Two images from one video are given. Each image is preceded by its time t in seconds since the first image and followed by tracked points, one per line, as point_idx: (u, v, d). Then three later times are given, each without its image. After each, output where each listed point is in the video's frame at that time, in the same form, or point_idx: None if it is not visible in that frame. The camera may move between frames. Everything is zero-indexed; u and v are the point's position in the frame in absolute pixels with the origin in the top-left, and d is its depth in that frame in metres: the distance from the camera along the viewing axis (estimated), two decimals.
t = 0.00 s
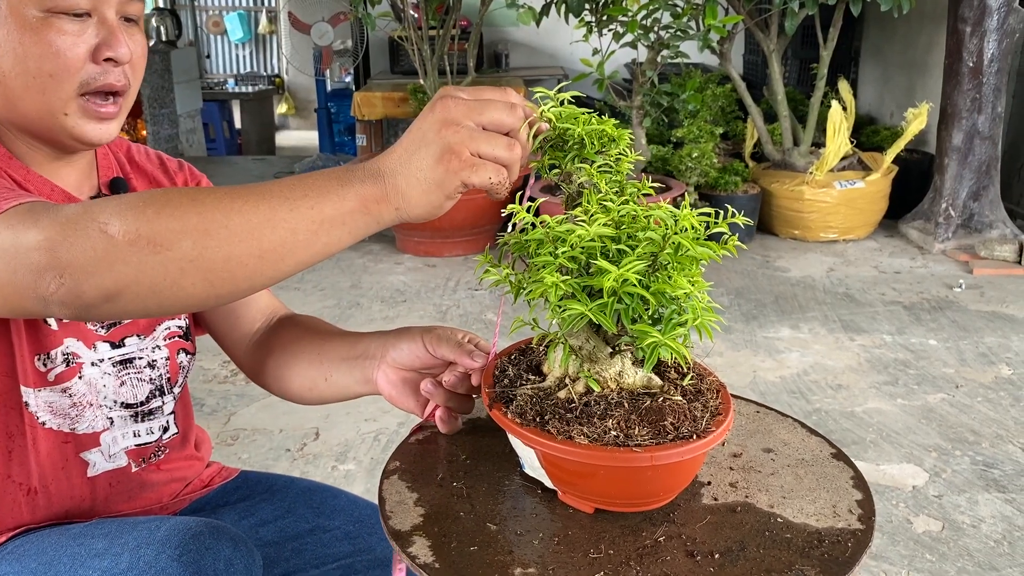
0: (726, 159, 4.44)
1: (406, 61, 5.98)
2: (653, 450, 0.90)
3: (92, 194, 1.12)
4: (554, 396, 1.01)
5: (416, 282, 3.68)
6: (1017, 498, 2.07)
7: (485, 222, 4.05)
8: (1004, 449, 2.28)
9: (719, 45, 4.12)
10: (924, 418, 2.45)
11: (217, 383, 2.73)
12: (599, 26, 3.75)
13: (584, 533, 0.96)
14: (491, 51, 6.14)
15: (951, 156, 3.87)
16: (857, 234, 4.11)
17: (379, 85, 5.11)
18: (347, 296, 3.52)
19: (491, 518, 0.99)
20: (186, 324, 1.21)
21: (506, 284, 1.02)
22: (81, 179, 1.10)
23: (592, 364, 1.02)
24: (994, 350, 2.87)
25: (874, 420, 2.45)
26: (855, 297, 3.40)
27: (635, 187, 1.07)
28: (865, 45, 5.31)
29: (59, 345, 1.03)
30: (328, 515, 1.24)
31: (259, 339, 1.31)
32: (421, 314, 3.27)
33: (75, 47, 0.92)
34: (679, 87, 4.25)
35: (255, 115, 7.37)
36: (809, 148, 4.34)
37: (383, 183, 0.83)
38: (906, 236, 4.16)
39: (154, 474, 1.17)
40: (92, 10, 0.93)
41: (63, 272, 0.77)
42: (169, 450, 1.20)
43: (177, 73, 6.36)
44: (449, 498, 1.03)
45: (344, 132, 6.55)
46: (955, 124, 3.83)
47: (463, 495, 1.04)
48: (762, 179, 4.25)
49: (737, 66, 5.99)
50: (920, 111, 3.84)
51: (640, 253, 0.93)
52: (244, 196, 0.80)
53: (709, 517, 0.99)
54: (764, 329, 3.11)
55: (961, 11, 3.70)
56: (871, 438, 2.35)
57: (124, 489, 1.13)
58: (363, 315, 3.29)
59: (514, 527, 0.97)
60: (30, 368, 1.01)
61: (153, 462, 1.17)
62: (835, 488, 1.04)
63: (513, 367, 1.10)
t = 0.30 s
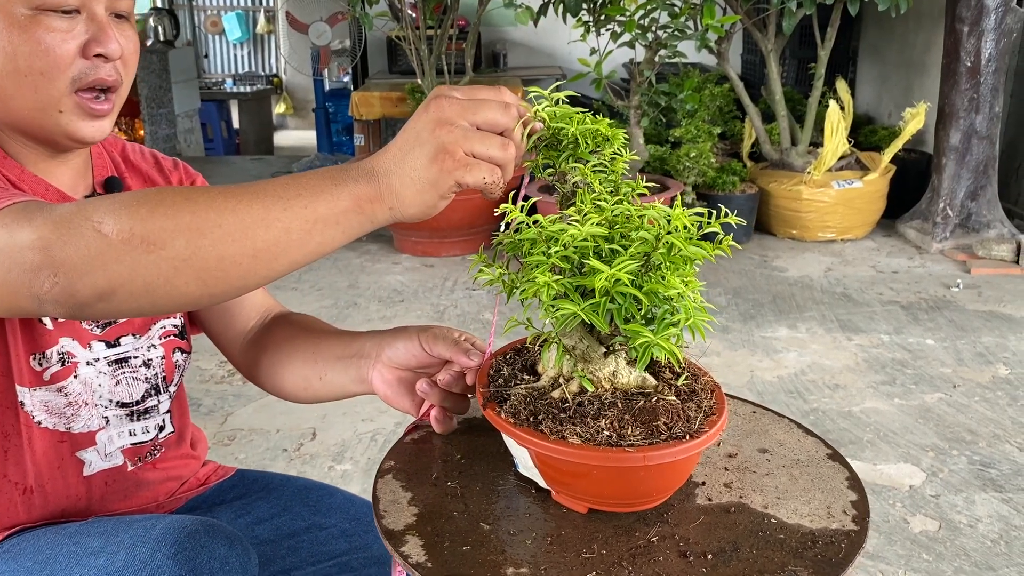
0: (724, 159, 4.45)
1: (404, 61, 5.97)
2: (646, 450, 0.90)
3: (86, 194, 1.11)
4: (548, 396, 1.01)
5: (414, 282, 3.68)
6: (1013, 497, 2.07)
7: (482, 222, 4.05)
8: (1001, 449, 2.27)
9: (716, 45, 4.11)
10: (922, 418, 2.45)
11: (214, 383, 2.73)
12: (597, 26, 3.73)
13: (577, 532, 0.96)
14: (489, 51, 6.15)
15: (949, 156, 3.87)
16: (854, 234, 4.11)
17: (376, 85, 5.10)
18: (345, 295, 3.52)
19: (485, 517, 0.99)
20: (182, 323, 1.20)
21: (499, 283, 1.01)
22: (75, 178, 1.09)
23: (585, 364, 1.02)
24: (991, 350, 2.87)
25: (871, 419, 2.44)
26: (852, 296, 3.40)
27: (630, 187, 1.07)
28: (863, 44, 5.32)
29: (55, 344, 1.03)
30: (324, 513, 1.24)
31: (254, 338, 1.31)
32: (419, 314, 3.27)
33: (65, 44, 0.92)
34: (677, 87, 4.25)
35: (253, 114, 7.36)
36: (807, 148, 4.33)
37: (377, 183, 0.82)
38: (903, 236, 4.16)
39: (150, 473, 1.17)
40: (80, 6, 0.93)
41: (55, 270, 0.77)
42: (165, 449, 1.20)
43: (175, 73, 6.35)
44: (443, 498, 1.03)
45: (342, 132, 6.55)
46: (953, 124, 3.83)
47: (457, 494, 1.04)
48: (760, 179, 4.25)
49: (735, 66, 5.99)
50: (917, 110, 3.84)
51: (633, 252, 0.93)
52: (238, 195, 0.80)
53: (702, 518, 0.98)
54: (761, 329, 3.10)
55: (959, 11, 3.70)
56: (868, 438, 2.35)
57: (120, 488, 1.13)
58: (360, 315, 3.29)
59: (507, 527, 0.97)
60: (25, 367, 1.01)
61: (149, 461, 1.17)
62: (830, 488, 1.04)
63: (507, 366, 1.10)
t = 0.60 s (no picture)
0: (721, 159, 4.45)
1: (402, 60, 5.97)
2: (639, 449, 0.90)
3: (80, 190, 1.10)
4: (542, 395, 1.01)
5: (412, 282, 3.67)
6: (1011, 497, 2.07)
7: (479, 222, 4.04)
8: (998, 448, 2.27)
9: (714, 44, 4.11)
10: (919, 417, 2.45)
11: (211, 383, 2.73)
12: (595, 25, 3.72)
13: (570, 531, 0.96)
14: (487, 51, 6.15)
15: (946, 155, 3.88)
16: (852, 234, 4.11)
17: (374, 85, 5.10)
18: (342, 295, 3.52)
19: (478, 516, 0.98)
20: (176, 319, 1.19)
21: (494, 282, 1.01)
22: (68, 174, 1.09)
23: (579, 363, 1.01)
24: (988, 349, 2.87)
25: (869, 419, 2.44)
26: (850, 296, 3.40)
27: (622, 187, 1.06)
28: (861, 44, 5.33)
29: (52, 343, 1.03)
30: (320, 509, 1.24)
31: (250, 332, 1.31)
32: (416, 314, 3.27)
33: (50, 35, 0.92)
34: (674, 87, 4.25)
35: (251, 115, 7.35)
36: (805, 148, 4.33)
37: (366, 180, 0.82)
38: (901, 235, 4.16)
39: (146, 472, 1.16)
40: None
41: (44, 272, 0.77)
42: (161, 447, 1.19)
43: (173, 73, 6.34)
44: (437, 496, 1.03)
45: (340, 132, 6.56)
46: (950, 123, 3.83)
47: (451, 493, 1.03)
48: (758, 178, 4.25)
49: (733, 66, 6.00)
50: (915, 110, 3.84)
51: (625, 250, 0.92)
52: (225, 195, 0.79)
53: (695, 517, 0.98)
54: (758, 329, 3.10)
55: (956, 11, 3.70)
56: (865, 437, 2.35)
57: (117, 485, 1.12)
58: (357, 315, 3.29)
59: (499, 526, 0.97)
60: (22, 366, 1.01)
61: (145, 458, 1.16)
62: (825, 488, 1.04)
63: (502, 365, 1.10)
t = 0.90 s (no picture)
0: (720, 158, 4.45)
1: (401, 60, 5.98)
2: (636, 449, 0.90)
3: (79, 185, 1.11)
4: (541, 395, 1.00)
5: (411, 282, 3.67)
6: (1009, 496, 2.07)
7: (478, 222, 4.03)
8: (996, 447, 2.28)
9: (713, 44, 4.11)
10: (917, 417, 2.45)
11: (209, 383, 2.72)
12: (594, 25, 3.72)
13: (566, 531, 0.96)
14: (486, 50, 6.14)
15: (944, 155, 3.88)
16: (850, 234, 4.11)
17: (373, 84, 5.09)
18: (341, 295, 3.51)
19: (472, 516, 0.98)
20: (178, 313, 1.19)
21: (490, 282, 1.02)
22: (68, 169, 1.09)
23: (576, 362, 1.01)
24: (987, 349, 2.87)
25: (867, 418, 2.44)
26: (848, 296, 3.40)
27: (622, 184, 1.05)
28: (860, 44, 5.33)
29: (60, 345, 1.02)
30: (319, 508, 1.23)
31: (264, 308, 1.25)
32: (415, 314, 3.27)
33: (35, 22, 0.90)
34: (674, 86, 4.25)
35: (249, 114, 7.34)
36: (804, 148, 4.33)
37: (311, 184, 0.68)
38: (899, 235, 4.16)
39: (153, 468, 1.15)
40: None
41: None
42: (167, 442, 1.18)
43: (171, 72, 6.32)
44: (434, 496, 1.02)
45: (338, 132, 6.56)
46: (948, 123, 3.83)
47: (447, 495, 1.03)
48: (756, 178, 4.25)
49: (732, 66, 6.00)
50: (914, 110, 3.84)
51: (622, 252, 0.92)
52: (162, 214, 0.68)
53: (693, 517, 0.98)
54: (757, 329, 3.10)
55: (955, 10, 3.70)
56: (864, 437, 2.35)
57: (125, 483, 1.11)
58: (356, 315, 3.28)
59: (496, 526, 0.96)
60: (31, 368, 1.00)
61: (151, 455, 1.15)
62: (822, 488, 1.04)
63: (500, 365, 1.10)
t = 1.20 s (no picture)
0: (718, 158, 4.46)
1: (399, 60, 5.98)
2: (633, 447, 0.90)
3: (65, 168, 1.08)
4: (536, 395, 1.00)
5: (408, 281, 3.67)
6: (1006, 495, 2.07)
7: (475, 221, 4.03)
8: (994, 447, 2.28)
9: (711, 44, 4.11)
10: (915, 416, 2.45)
11: (207, 382, 2.72)
12: (591, 25, 3.72)
13: (564, 530, 0.96)
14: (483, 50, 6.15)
15: (942, 154, 3.88)
16: (849, 233, 4.11)
17: (372, 84, 5.09)
18: (339, 294, 3.51)
19: (472, 516, 0.98)
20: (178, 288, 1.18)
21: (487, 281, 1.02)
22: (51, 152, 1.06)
23: (572, 361, 1.01)
24: (984, 348, 2.87)
25: (865, 418, 2.44)
26: (846, 295, 3.40)
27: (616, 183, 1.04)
28: (857, 43, 5.34)
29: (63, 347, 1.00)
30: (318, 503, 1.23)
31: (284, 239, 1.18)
32: (413, 314, 3.27)
33: None
34: (671, 86, 4.25)
35: (247, 114, 7.33)
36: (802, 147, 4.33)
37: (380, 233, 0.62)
38: (897, 235, 4.17)
39: (162, 454, 1.15)
40: None
41: (54, 311, 0.68)
42: (179, 418, 1.18)
43: (170, 72, 6.25)
44: (431, 495, 1.02)
45: (337, 132, 6.57)
46: (946, 122, 3.83)
47: (447, 495, 1.02)
48: (754, 178, 4.25)
49: (730, 65, 6.01)
50: (911, 109, 3.83)
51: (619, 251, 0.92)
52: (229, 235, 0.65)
53: (690, 516, 0.98)
54: (755, 328, 3.10)
55: (953, 10, 3.70)
56: (862, 436, 2.35)
57: (141, 469, 1.11)
58: (354, 314, 3.28)
59: (493, 524, 0.96)
60: (37, 372, 0.98)
61: (164, 435, 1.15)
62: (818, 486, 1.04)
63: (496, 365, 1.09)
